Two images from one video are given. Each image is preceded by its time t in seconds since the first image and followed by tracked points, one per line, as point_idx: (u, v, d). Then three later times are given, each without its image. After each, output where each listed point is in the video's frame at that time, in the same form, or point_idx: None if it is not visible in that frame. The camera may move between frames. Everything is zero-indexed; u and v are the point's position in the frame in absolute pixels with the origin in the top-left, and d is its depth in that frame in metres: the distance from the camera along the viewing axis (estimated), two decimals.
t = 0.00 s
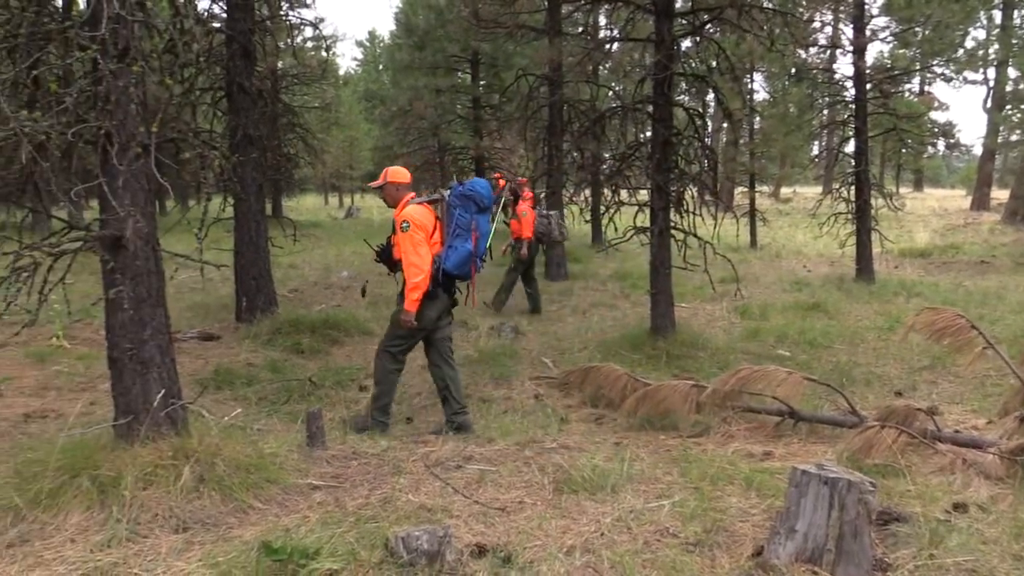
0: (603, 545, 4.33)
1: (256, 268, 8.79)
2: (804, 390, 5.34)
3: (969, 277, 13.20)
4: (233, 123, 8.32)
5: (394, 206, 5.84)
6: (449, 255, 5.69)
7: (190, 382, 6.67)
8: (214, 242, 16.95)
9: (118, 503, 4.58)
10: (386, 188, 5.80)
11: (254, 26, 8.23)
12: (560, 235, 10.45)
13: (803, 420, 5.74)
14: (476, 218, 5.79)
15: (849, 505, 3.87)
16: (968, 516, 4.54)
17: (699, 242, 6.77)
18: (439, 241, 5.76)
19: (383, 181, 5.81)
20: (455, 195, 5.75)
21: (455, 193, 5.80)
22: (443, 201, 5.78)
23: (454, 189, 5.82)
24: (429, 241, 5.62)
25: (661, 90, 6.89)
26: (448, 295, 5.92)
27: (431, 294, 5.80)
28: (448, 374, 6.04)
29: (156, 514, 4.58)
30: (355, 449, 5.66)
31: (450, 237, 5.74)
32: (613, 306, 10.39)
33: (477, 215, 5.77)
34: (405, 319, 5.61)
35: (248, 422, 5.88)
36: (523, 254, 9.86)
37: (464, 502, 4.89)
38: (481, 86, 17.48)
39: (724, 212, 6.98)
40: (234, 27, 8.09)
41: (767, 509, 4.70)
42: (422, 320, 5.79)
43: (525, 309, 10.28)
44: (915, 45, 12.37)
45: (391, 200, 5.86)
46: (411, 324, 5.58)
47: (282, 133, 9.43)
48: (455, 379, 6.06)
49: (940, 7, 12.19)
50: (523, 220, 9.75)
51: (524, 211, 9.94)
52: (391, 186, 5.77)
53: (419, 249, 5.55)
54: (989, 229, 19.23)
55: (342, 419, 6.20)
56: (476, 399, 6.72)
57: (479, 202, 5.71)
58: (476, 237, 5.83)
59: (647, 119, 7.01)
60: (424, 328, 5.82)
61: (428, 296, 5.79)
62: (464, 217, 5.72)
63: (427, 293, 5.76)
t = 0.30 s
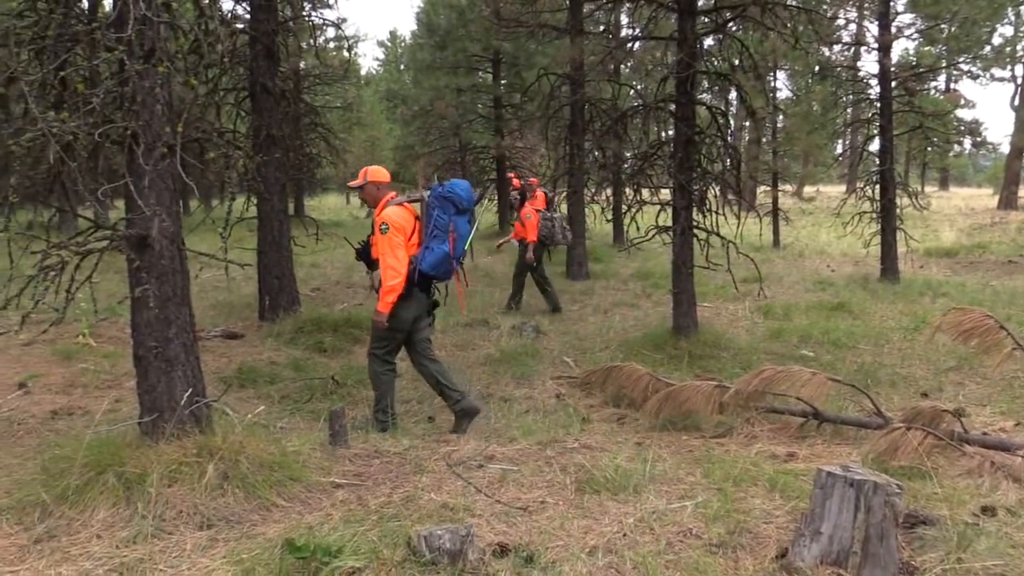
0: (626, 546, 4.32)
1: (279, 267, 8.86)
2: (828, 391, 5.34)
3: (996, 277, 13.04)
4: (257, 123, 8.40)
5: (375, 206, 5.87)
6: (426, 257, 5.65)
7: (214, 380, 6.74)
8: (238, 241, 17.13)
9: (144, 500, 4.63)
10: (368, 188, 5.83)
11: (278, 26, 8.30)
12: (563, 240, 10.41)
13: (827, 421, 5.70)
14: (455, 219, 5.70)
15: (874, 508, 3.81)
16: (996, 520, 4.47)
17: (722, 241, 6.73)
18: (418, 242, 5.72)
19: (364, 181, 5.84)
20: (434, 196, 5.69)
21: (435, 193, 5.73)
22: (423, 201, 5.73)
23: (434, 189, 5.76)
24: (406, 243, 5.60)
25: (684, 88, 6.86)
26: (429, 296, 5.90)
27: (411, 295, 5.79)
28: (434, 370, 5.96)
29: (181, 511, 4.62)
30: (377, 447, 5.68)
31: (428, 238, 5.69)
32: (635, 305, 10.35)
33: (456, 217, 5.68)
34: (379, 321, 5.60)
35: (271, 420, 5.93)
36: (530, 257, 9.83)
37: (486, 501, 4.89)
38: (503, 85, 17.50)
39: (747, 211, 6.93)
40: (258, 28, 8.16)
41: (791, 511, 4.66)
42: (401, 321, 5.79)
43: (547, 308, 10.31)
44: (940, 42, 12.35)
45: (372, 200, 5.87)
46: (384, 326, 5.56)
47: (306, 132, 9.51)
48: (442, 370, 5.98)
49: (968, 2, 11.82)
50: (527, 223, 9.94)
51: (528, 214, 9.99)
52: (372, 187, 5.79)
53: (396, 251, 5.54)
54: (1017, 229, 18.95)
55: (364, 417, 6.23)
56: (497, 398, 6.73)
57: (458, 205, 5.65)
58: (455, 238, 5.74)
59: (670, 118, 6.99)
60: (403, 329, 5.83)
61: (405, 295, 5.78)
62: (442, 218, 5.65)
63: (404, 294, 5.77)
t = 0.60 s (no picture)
0: (651, 547, 4.31)
1: (305, 264, 8.94)
2: (856, 396, 5.43)
3: None
4: (286, 121, 8.48)
5: (369, 202, 5.92)
6: (417, 251, 5.69)
7: (242, 376, 6.82)
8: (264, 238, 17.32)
9: (172, 493, 4.69)
10: (361, 185, 5.87)
11: (308, 25, 8.36)
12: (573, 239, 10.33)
13: (856, 424, 5.68)
14: (446, 212, 5.71)
15: (905, 514, 3.76)
16: None
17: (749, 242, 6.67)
18: (410, 236, 5.75)
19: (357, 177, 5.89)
20: (426, 190, 5.70)
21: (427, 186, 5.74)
22: (415, 195, 5.74)
23: (426, 182, 5.76)
24: (394, 237, 5.64)
25: (713, 88, 6.83)
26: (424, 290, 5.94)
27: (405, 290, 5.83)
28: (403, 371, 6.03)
29: (208, 505, 4.67)
30: (402, 445, 5.70)
31: (419, 232, 5.71)
32: (660, 306, 10.30)
33: (447, 210, 5.69)
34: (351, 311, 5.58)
35: (298, 416, 5.98)
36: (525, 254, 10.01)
37: (511, 500, 4.90)
38: (529, 84, 17.48)
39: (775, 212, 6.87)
40: (288, 26, 8.23)
41: (819, 515, 4.62)
42: (396, 314, 5.87)
43: (572, 308, 10.32)
44: (975, 42, 12.20)
45: (366, 196, 5.92)
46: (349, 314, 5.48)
47: (334, 130, 9.58)
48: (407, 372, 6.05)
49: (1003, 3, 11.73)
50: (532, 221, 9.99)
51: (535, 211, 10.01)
52: (364, 183, 5.84)
53: (379, 246, 5.58)
54: None
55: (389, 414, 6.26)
56: (522, 397, 6.73)
57: (448, 197, 5.63)
58: (447, 231, 5.75)
59: (698, 118, 6.95)
60: (399, 322, 5.91)
61: (399, 289, 5.80)
62: (433, 212, 5.66)
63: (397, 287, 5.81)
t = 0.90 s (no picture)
0: (669, 547, 4.30)
1: (322, 262, 8.98)
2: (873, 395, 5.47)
3: None
4: (303, 120, 8.54)
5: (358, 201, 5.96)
6: (406, 248, 5.76)
7: (260, 373, 6.87)
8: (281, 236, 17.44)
9: (192, 489, 4.72)
10: (348, 184, 5.91)
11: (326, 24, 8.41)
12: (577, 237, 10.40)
13: (875, 425, 5.63)
14: (433, 208, 5.77)
15: (925, 515, 3.73)
16: None
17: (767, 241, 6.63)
18: (398, 233, 5.81)
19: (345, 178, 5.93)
20: (413, 187, 5.75)
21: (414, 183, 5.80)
22: (402, 193, 5.80)
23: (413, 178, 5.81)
24: (383, 235, 5.70)
25: (732, 86, 6.80)
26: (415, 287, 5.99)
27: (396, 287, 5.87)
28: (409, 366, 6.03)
29: (227, 502, 4.70)
30: (420, 443, 5.72)
31: (408, 229, 5.78)
32: (677, 305, 10.27)
33: (435, 206, 5.75)
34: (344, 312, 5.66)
35: (316, 414, 6.01)
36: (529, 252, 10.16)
37: (528, 498, 4.90)
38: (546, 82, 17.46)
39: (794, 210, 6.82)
40: (306, 25, 8.28)
41: (837, 516, 4.60)
42: (393, 311, 5.90)
43: (588, 306, 10.32)
44: (996, 39, 12.07)
45: (354, 196, 5.96)
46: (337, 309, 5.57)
47: (351, 129, 9.63)
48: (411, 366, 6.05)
49: None
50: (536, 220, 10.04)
51: (541, 210, 10.02)
52: (352, 183, 5.87)
53: (367, 244, 5.62)
54: None
55: (406, 412, 6.28)
56: (539, 396, 6.73)
57: (434, 193, 5.68)
58: (435, 227, 5.82)
59: (716, 116, 6.93)
60: (397, 318, 5.94)
61: (391, 287, 5.83)
62: (421, 208, 5.73)
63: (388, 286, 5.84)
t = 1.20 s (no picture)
0: (689, 545, 4.28)
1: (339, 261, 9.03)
2: (897, 393, 5.52)
3: None
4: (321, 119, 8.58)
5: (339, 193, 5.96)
6: (389, 241, 5.81)
7: (279, 371, 6.92)
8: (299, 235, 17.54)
9: (212, 486, 4.75)
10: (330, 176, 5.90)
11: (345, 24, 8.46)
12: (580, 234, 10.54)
13: (896, 423, 5.59)
14: (415, 203, 5.83)
15: (949, 514, 3.69)
16: None
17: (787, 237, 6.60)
18: (380, 226, 5.86)
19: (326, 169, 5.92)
20: (395, 181, 5.81)
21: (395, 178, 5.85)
22: (384, 187, 5.84)
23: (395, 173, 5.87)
24: (368, 227, 5.73)
25: (751, 82, 6.77)
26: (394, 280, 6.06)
27: (376, 280, 5.93)
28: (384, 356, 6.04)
29: (247, 498, 4.73)
30: (438, 440, 5.74)
31: (390, 223, 5.84)
32: (695, 303, 10.23)
33: (417, 201, 5.82)
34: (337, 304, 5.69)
35: (334, 412, 6.04)
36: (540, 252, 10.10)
37: (547, 496, 4.90)
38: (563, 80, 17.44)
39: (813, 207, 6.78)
40: (325, 24, 8.32)
41: (859, 514, 4.57)
42: (372, 306, 5.94)
43: (605, 304, 10.31)
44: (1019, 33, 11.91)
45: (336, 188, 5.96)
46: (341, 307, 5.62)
47: (370, 127, 9.67)
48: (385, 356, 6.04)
49: None
50: (542, 218, 10.08)
51: (545, 207, 10.10)
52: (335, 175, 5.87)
53: (356, 235, 5.65)
54: None
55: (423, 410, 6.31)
56: (557, 394, 6.73)
57: (417, 188, 5.76)
58: (415, 221, 5.88)
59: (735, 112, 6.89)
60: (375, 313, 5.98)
61: (371, 280, 5.89)
62: (403, 203, 5.79)
63: (369, 278, 5.88)
